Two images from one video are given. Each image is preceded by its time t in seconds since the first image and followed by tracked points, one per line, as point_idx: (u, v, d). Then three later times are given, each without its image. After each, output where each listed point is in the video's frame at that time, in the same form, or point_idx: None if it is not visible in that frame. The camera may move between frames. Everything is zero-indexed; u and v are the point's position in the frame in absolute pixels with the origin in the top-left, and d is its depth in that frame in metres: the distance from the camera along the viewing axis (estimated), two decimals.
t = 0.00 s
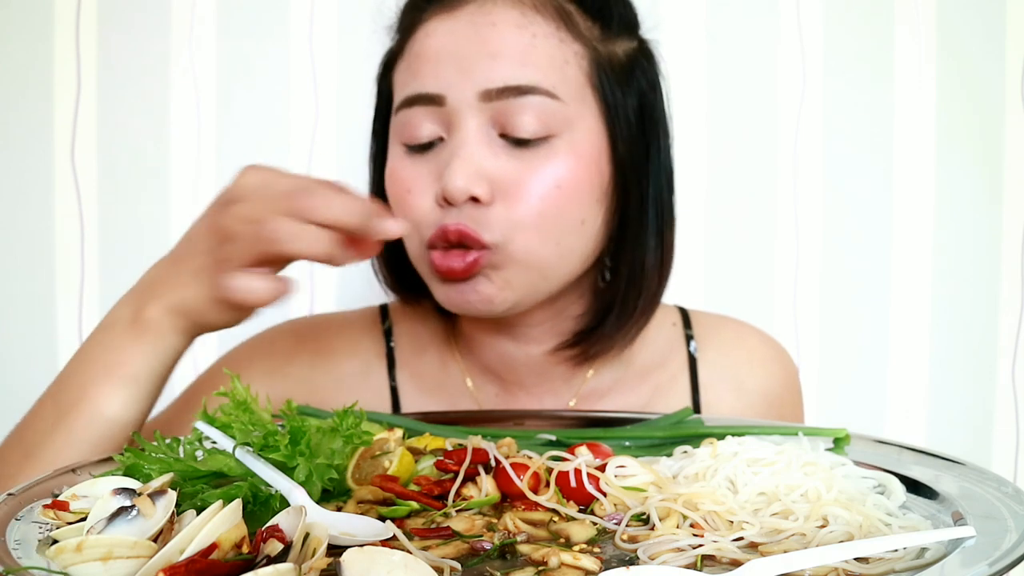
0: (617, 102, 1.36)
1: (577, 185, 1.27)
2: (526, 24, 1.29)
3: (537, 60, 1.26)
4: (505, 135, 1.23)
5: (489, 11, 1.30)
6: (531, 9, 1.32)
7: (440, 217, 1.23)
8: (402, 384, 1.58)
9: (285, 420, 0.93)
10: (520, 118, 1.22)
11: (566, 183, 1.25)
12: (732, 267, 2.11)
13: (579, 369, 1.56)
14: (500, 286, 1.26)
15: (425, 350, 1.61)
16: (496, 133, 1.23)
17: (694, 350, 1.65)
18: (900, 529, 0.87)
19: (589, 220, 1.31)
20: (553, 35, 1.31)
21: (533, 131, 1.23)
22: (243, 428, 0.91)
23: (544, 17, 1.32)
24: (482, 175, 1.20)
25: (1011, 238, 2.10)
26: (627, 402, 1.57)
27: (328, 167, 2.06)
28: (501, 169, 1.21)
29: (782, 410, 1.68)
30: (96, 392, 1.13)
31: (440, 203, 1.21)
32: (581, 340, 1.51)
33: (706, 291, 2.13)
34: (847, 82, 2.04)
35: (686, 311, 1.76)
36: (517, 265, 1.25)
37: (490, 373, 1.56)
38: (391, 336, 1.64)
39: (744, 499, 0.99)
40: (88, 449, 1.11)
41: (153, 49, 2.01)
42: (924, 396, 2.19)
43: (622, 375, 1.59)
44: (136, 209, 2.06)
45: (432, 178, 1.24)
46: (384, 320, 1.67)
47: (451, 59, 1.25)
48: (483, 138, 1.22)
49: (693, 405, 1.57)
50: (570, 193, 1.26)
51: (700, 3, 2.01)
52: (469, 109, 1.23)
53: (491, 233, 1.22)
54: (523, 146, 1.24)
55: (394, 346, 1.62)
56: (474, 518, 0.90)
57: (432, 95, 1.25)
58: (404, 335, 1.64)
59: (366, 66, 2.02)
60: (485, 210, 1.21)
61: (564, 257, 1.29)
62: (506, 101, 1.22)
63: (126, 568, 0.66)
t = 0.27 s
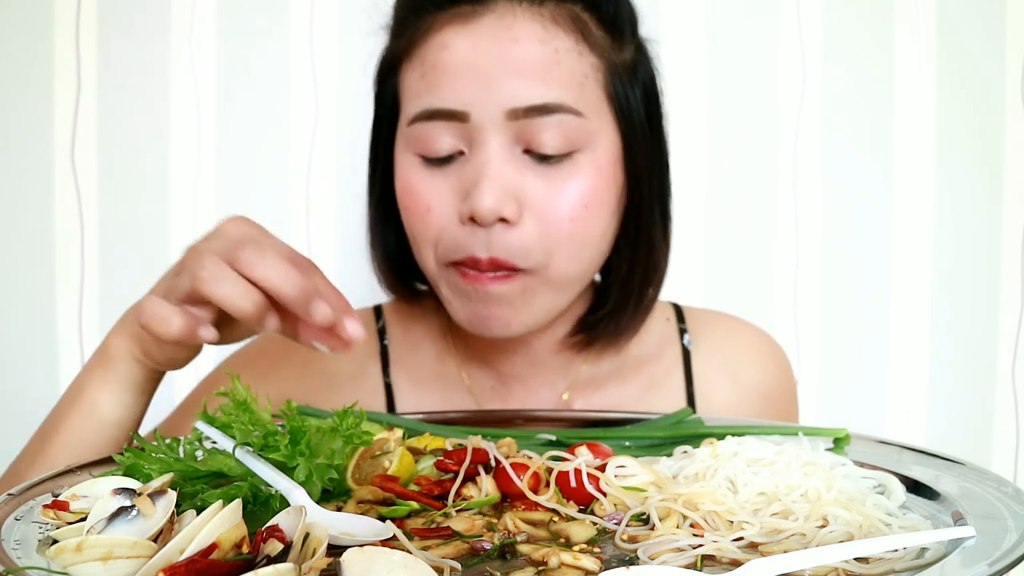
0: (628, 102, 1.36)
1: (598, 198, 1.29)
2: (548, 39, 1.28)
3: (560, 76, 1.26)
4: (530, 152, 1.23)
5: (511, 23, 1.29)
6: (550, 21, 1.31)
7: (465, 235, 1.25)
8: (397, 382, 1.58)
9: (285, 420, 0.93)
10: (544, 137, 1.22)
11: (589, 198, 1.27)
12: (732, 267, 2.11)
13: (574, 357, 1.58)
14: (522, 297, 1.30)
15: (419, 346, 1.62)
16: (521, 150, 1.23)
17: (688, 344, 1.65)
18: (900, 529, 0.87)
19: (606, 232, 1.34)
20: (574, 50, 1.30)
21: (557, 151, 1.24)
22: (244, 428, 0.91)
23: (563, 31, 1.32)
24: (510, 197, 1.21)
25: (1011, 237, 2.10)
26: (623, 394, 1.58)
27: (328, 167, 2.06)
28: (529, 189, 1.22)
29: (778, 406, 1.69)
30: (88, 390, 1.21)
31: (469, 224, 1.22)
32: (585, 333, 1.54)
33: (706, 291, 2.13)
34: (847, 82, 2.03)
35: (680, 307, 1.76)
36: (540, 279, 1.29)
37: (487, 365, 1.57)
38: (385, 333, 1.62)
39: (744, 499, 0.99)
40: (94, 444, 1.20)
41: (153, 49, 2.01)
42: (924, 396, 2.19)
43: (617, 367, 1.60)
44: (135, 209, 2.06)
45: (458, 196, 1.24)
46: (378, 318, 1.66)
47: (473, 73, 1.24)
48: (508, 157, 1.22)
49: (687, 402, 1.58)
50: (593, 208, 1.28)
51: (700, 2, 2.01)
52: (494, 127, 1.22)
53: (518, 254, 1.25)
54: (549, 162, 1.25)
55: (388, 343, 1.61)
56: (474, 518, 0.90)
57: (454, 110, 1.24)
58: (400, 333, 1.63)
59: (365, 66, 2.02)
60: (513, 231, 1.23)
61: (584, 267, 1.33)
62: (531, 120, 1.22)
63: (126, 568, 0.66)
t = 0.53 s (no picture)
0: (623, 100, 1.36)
1: (598, 202, 1.30)
2: (546, 49, 1.28)
3: (558, 86, 1.26)
4: (530, 161, 1.23)
5: (507, 34, 1.28)
6: (547, 31, 1.30)
7: (469, 241, 1.26)
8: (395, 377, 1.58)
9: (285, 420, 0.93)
10: (544, 148, 1.22)
11: (590, 202, 1.28)
12: (731, 267, 2.11)
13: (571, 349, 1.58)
14: (528, 294, 1.32)
15: (420, 340, 1.64)
16: (521, 159, 1.23)
17: (682, 340, 1.66)
18: (901, 529, 0.87)
19: (607, 230, 1.35)
20: (570, 59, 1.30)
21: (557, 159, 1.24)
22: (244, 428, 0.91)
23: (560, 39, 1.31)
24: (512, 206, 1.22)
25: (1012, 237, 2.10)
26: (618, 388, 1.59)
27: (328, 167, 2.06)
28: (532, 196, 1.23)
29: (773, 403, 1.70)
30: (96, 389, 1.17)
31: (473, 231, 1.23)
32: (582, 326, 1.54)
33: (706, 291, 2.13)
34: (847, 82, 2.03)
35: (674, 305, 1.76)
36: (545, 277, 1.31)
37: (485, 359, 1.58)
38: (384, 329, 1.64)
39: (744, 499, 0.99)
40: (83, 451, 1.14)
41: (153, 49, 2.01)
42: (924, 396, 2.19)
43: (612, 360, 1.61)
44: (135, 209, 2.06)
45: (460, 205, 1.25)
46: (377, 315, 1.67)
47: (471, 85, 1.23)
48: (509, 167, 1.22)
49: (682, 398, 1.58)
50: (594, 212, 1.29)
51: (700, 2, 2.01)
52: (493, 138, 1.21)
53: (523, 255, 1.26)
54: (548, 170, 1.25)
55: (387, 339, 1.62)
56: (474, 518, 0.90)
57: (453, 121, 1.23)
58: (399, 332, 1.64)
59: (365, 66, 2.02)
60: (518, 235, 1.24)
61: (586, 267, 1.34)
62: (531, 130, 1.22)
63: (125, 568, 0.66)
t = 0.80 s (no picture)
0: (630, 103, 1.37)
1: (600, 204, 1.30)
2: (553, 48, 1.28)
3: (564, 84, 1.26)
4: (534, 158, 1.23)
5: (516, 32, 1.28)
6: (555, 30, 1.31)
7: (472, 238, 1.25)
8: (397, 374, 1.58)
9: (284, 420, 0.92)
10: (549, 145, 1.22)
11: (593, 204, 1.28)
12: (731, 267, 2.11)
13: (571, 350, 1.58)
14: (527, 296, 1.31)
15: (422, 338, 1.64)
16: (526, 156, 1.23)
17: (682, 339, 1.66)
18: (900, 529, 0.87)
19: (609, 232, 1.35)
20: (578, 58, 1.30)
21: (562, 157, 1.24)
22: (244, 428, 0.91)
23: (568, 39, 1.31)
24: (517, 203, 1.22)
25: (1012, 237, 2.10)
26: (618, 386, 1.59)
27: (328, 167, 2.06)
28: (536, 194, 1.23)
29: (771, 403, 1.70)
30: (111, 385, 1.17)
31: (476, 227, 1.22)
32: (583, 327, 1.54)
33: (706, 291, 2.13)
34: (847, 82, 2.03)
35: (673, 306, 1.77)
36: (544, 279, 1.31)
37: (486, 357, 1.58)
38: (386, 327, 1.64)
39: (744, 499, 0.99)
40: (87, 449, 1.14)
41: (152, 49, 2.00)
42: (924, 397, 2.19)
43: (612, 359, 1.61)
44: (134, 209, 2.06)
45: (463, 201, 1.24)
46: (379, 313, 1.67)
47: (478, 82, 1.24)
48: (514, 164, 1.22)
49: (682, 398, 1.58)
50: (596, 214, 1.29)
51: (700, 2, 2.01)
52: (500, 134, 1.22)
53: (526, 255, 1.26)
54: (553, 168, 1.25)
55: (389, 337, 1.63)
56: (474, 518, 0.90)
57: (460, 117, 1.24)
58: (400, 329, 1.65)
59: (365, 67, 2.02)
60: (520, 233, 1.24)
61: (586, 269, 1.34)
62: (536, 128, 1.22)
63: (125, 568, 0.66)
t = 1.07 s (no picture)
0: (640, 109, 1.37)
1: (611, 205, 1.30)
2: (567, 51, 1.28)
3: (578, 87, 1.26)
4: (545, 159, 1.24)
5: (531, 34, 1.29)
6: (570, 32, 1.31)
7: (481, 237, 1.26)
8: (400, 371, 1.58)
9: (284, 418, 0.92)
10: (560, 147, 1.23)
11: (603, 205, 1.28)
12: (732, 266, 2.11)
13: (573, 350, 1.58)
14: (537, 296, 1.32)
15: (426, 336, 1.64)
16: (536, 157, 1.24)
17: (682, 340, 1.66)
18: (900, 529, 0.87)
19: (618, 236, 1.36)
20: (592, 62, 1.30)
21: (572, 159, 1.24)
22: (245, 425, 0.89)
23: (584, 44, 1.31)
24: (526, 203, 1.22)
25: (1012, 237, 2.10)
26: (619, 386, 1.59)
27: (328, 167, 2.06)
28: (546, 194, 1.24)
29: (771, 403, 1.70)
30: (109, 382, 1.17)
31: (486, 226, 1.23)
32: (587, 327, 1.53)
33: (706, 291, 2.13)
34: (847, 82, 2.04)
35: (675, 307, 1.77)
36: (554, 279, 1.31)
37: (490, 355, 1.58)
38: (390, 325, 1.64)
39: (744, 499, 0.99)
40: (87, 447, 1.14)
41: (153, 49, 2.01)
42: (924, 397, 2.19)
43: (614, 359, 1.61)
44: (134, 209, 2.06)
45: (474, 200, 1.25)
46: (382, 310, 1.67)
47: (492, 82, 1.24)
48: (524, 164, 1.23)
49: (682, 399, 1.59)
50: (606, 214, 1.29)
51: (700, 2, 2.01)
52: (511, 135, 1.22)
53: (534, 255, 1.26)
54: (563, 170, 1.25)
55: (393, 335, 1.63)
56: (474, 518, 0.90)
57: (472, 116, 1.24)
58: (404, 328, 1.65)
59: (365, 67, 2.02)
60: (530, 233, 1.24)
61: (597, 270, 1.34)
62: (548, 129, 1.23)
63: (126, 568, 0.66)
